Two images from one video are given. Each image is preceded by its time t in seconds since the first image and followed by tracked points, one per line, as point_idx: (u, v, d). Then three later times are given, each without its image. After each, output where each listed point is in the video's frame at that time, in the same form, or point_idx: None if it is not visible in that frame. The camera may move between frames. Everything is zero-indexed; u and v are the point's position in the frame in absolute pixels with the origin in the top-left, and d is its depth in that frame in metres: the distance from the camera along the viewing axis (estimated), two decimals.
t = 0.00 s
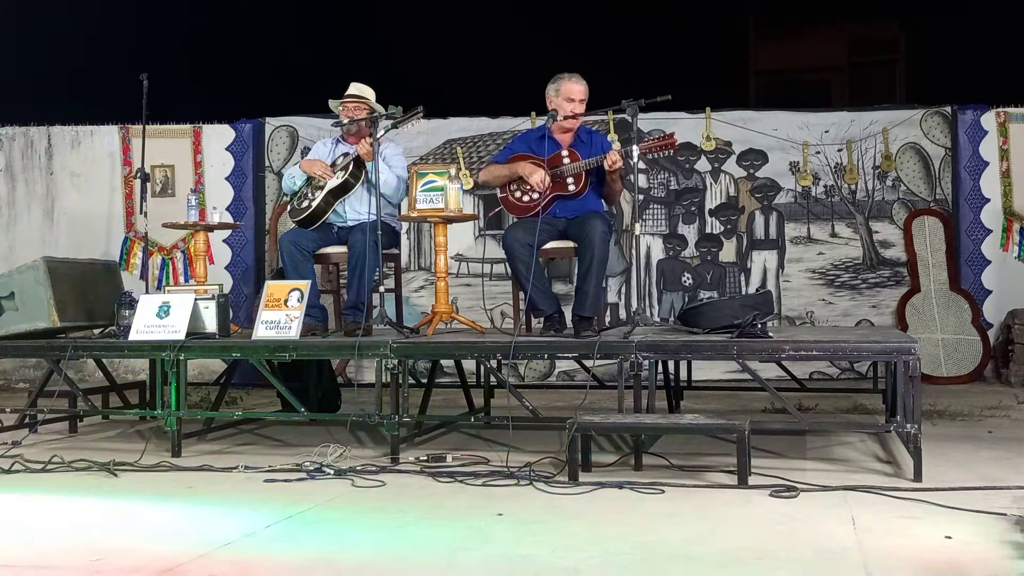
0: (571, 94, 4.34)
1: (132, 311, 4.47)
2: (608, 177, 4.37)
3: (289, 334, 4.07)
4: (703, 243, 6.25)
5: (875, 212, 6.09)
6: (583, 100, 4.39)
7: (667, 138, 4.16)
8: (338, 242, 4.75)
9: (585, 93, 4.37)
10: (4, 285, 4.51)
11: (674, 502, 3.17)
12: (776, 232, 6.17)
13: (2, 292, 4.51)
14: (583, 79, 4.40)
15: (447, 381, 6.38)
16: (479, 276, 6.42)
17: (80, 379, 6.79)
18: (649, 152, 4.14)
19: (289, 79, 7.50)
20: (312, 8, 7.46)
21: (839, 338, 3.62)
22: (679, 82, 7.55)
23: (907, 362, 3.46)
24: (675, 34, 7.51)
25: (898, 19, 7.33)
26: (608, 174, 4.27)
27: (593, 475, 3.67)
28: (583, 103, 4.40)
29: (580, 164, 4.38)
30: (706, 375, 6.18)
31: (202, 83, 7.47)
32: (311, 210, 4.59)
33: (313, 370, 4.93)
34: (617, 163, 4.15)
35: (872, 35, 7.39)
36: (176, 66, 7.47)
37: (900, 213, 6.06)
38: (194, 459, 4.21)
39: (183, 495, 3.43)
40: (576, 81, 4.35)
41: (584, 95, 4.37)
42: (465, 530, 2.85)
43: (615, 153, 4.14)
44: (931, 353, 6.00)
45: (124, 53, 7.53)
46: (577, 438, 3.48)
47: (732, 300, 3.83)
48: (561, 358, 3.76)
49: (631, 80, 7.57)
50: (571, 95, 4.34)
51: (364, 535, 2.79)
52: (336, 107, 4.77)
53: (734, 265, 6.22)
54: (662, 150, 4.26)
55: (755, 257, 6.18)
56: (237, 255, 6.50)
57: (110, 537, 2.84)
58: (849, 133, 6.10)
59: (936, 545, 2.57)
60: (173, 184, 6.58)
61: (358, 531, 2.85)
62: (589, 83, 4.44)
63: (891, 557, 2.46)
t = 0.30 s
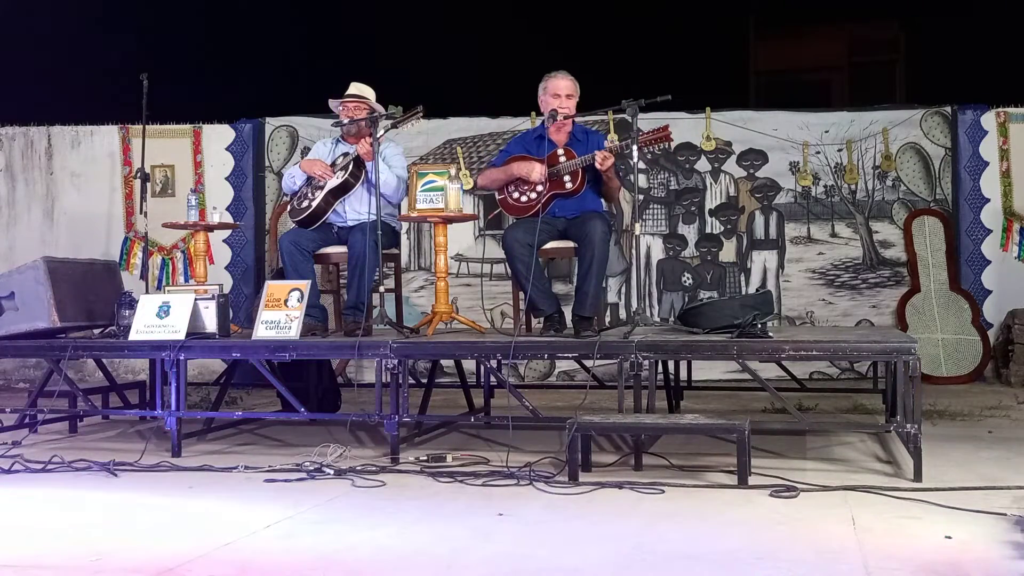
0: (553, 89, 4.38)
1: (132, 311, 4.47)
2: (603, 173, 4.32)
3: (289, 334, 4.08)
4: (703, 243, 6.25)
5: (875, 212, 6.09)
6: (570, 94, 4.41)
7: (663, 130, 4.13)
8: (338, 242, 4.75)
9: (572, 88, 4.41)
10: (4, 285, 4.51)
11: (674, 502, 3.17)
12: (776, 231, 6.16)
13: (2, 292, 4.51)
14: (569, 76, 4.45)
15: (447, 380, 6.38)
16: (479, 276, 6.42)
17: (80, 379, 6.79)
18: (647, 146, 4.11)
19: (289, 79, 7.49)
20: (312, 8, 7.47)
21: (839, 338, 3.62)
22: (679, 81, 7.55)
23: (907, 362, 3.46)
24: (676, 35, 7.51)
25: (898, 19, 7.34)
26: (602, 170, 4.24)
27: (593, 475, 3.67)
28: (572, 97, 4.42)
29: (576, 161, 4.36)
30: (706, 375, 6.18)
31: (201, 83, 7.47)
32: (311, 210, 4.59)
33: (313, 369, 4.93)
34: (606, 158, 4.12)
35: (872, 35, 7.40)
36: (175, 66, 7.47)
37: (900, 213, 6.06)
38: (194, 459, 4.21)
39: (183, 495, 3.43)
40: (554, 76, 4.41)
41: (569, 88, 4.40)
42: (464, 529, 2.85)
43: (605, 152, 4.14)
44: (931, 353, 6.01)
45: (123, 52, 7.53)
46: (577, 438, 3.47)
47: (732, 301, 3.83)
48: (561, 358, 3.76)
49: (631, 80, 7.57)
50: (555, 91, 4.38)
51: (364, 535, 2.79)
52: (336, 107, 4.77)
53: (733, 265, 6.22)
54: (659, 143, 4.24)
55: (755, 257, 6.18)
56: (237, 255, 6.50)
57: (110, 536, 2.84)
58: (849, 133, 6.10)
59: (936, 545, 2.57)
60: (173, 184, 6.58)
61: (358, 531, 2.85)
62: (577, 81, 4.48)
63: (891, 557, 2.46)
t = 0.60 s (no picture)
0: (537, 93, 4.40)
1: (132, 311, 4.47)
2: (602, 171, 4.33)
3: (289, 334, 4.07)
4: (703, 243, 6.25)
5: (875, 212, 6.09)
6: (555, 95, 4.36)
7: (660, 127, 4.11)
8: (338, 242, 4.75)
9: (561, 89, 4.37)
10: (5, 285, 4.51)
11: (674, 502, 3.17)
12: (776, 231, 6.17)
13: (1, 292, 4.51)
14: (558, 76, 4.40)
15: (446, 380, 6.38)
16: (479, 276, 6.42)
17: (80, 379, 6.79)
18: (643, 142, 4.08)
19: (290, 80, 7.51)
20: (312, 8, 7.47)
21: (839, 338, 3.62)
22: (679, 82, 7.56)
23: (907, 362, 3.46)
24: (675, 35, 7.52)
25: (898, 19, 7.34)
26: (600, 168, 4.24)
27: (593, 474, 3.67)
28: (558, 98, 4.37)
29: (574, 159, 4.37)
30: (706, 375, 6.18)
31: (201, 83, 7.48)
32: (311, 210, 4.58)
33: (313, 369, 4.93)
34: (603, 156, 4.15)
35: (873, 35, 7.40)
36: (176, 66, 7.48)
37: (900, 213, 6.06)
38: (194, 459, 4.21)
39: (182, 495, 3.43)
40: (538, 80, 4.42)
41: (552, 89, 4.36)
42: (463, 530, 2.85)
43: (601, 149, 4.15)
44: (932, 353, 6.01)
45: (123, 52, 7.53)
46: (577, 438, 3.47)
47: (732, 300, 3.83)
48: (561, 358, 3.76)
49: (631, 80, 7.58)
50: (538, 94, 4.39)
51: (364, 535, 2.79)
52: (336, 107, 4.77)
53: (733, 265, 6.22)
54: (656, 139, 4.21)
55: (755, 257, 6.18)
56: (237, 255, 6.50)
57: (110, 536, 2.84)
58: (849, 133, 6.10)
59: (936, 545, 2.57)
60: (173, 184, 6.58)
61: (358, 531, 2.85)
62: (570, 81, 4.41)
63: (892, 557, 2.46)
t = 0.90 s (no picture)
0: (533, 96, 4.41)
1: (132, 311, 4.47)
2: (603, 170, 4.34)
3: (289, 334, 4.07)
4: (703, 243, 6.25)
5: (875, 212, 6.09)
6: (550, 96, 4.36)
7: (660, 124, 4.09)
8: (338, 242, 4.75)
9: (557, 90, 4.36)
10: (5, 285, 4.51)
11: (674, 502, 3.17)
12: (776, 232, 6.17)
13: (2, 292, 4.51)
14: (552, 77, 4.39)
15: (447, 380, 6.38)
16: (479, 276, 6.42)
17: (80, 379, 6.79)
18: (643, 142, 4.08)
19: (290, 80, 7.52)
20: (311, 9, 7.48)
21: (839, 338, 3.62)
22: (679, 81, 7.56)
23: (907, 362, 3.46)
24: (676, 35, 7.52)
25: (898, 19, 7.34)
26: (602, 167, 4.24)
27: (593, 475, 3.67)
28: (553, 99, 4.36)
29: (575, 159, 4.37)
30: (707, 375, 6.18)
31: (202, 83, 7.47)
32: (311, 210, 4.58)
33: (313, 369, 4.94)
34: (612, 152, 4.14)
35: (873, 35, 7.40)
36: (176, 66, 7.48)
37: (900, 213, 6.06)
38: (194, 459, 4.21)
39: (182, 495, 3.43)
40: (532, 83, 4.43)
41: (546, 91, 4.35)
42: (462, 530, 2.85)
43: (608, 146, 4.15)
44: (931, 353, 6.01)
45: (123, 52, 7.53)
46: (577, 438, 3.47)
47: (732, 300, 3.83)
48: (561, 358, 3.76)
49: (631, 80, 7.58)
50: (533, 97, 4.40)
51: (364, 535, 2.79)
52: (336, 107, 4.77)
53: (733, 265, 6.22)
54: (656, 138, 4.21)
55: (755, 257, 6.18)
56: (237, 255, 6.50)
57: (110, 536, 2.84)
58: (849, 133, 6.10)
59: (936, 545, 2.57)
60: (173, 184, 6.58)
61: (358, 531, 2.85)
62: (565, 80, 4.39)
63: (891, 557, 2.46)
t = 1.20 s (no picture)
0: (531, 97, 4.41)
1: (132, 311, 4.47)
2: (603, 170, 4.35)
3: (289, 334, 4.07)
4: (703, 243, 6.25)
5: (875, 212, 6.09)
6: (549, 97, 4.36)
7: (659, 124, 4.09)
8: (338, 242, 4.75)
9: (556, 91, 4.36)
10: (5, 285, 4.51)
11: (675, 502, 3.17)
12: (776, 231, 6.17)
13: (2, 292, 4.51)
14: (549, 78, 4.38)
15: (447, 380, 6.39)
16: (479, 275, 6.42)
17: (80, 379, 6.79)
18: (643, 142, 4.08)
19: (290, 80, 7.52)
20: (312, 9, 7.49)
21: (839, 338, 3.62)
22: (679, 82, 7.57)
23: (907, 362, 3.46)
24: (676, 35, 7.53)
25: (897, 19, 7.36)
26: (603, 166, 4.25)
27: (593, 474, 3.67)
28: (551, 101, 4.36)
29: (575, 159, 4.37)
30: (706, 375, 6.18)
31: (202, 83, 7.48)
32: (311, 210, 4.58)
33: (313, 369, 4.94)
34: (611, 152, 4.14)
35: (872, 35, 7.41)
36: (176, 66, 7.48)
37: (900, 213, 6.06)
38: (194, 459, 4.21)
39: (182, 495, 3.43)
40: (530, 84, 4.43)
41: (544, 93, 4.35)
42: (463, 530, 2.85)
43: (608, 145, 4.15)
44: (931, 353, 6.01)
45: (123, 52, 7.54)
46: (577, 438, 3.47)
47: (732, 300, 3.83)
48: (561, 358, 3.76)
49: (631, 80, 7.60)
50: (532, 99, 4.41)
51: (365, 535, 2.79)
52: (336, 107, 4.77)
53: (733, 265, 6.22)
54: (656, 138, 4.21)
55: (755, 257, 6.18)
56: (237, 255, 6.50)
57: (111, 536, 2.84)
58: (848, 133, 6.10)
59: (936, 545, 2.57)
60: (173, 184, 6.58)
61: (359, 531, 2.85)
62: (563, 81, 4.39)
63: (891, 557, 2.46)
